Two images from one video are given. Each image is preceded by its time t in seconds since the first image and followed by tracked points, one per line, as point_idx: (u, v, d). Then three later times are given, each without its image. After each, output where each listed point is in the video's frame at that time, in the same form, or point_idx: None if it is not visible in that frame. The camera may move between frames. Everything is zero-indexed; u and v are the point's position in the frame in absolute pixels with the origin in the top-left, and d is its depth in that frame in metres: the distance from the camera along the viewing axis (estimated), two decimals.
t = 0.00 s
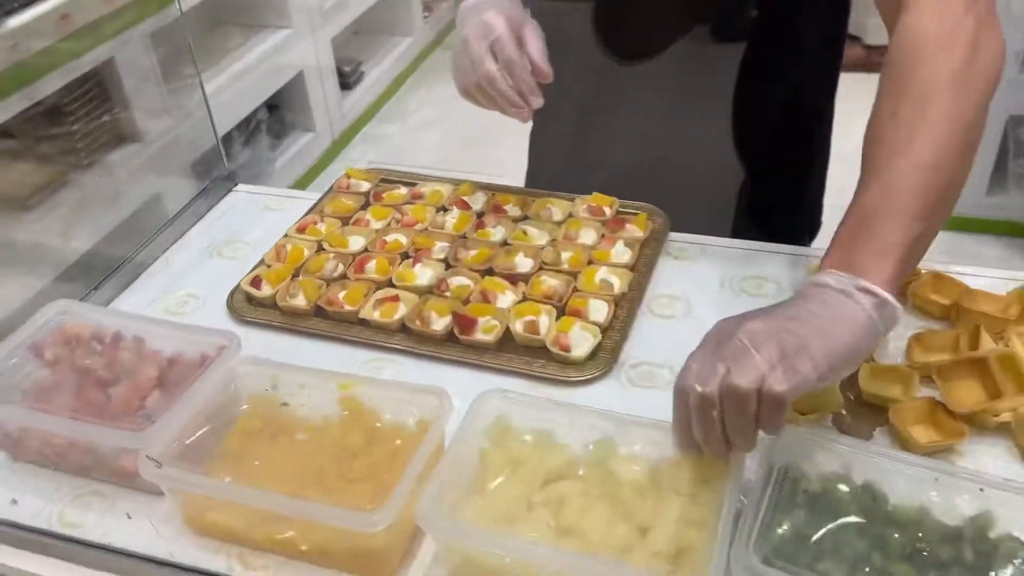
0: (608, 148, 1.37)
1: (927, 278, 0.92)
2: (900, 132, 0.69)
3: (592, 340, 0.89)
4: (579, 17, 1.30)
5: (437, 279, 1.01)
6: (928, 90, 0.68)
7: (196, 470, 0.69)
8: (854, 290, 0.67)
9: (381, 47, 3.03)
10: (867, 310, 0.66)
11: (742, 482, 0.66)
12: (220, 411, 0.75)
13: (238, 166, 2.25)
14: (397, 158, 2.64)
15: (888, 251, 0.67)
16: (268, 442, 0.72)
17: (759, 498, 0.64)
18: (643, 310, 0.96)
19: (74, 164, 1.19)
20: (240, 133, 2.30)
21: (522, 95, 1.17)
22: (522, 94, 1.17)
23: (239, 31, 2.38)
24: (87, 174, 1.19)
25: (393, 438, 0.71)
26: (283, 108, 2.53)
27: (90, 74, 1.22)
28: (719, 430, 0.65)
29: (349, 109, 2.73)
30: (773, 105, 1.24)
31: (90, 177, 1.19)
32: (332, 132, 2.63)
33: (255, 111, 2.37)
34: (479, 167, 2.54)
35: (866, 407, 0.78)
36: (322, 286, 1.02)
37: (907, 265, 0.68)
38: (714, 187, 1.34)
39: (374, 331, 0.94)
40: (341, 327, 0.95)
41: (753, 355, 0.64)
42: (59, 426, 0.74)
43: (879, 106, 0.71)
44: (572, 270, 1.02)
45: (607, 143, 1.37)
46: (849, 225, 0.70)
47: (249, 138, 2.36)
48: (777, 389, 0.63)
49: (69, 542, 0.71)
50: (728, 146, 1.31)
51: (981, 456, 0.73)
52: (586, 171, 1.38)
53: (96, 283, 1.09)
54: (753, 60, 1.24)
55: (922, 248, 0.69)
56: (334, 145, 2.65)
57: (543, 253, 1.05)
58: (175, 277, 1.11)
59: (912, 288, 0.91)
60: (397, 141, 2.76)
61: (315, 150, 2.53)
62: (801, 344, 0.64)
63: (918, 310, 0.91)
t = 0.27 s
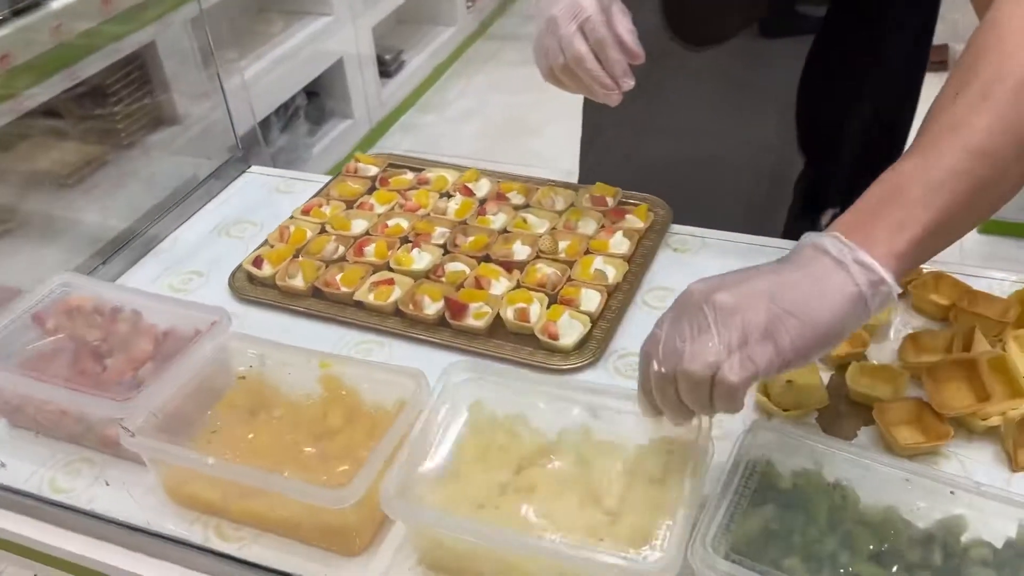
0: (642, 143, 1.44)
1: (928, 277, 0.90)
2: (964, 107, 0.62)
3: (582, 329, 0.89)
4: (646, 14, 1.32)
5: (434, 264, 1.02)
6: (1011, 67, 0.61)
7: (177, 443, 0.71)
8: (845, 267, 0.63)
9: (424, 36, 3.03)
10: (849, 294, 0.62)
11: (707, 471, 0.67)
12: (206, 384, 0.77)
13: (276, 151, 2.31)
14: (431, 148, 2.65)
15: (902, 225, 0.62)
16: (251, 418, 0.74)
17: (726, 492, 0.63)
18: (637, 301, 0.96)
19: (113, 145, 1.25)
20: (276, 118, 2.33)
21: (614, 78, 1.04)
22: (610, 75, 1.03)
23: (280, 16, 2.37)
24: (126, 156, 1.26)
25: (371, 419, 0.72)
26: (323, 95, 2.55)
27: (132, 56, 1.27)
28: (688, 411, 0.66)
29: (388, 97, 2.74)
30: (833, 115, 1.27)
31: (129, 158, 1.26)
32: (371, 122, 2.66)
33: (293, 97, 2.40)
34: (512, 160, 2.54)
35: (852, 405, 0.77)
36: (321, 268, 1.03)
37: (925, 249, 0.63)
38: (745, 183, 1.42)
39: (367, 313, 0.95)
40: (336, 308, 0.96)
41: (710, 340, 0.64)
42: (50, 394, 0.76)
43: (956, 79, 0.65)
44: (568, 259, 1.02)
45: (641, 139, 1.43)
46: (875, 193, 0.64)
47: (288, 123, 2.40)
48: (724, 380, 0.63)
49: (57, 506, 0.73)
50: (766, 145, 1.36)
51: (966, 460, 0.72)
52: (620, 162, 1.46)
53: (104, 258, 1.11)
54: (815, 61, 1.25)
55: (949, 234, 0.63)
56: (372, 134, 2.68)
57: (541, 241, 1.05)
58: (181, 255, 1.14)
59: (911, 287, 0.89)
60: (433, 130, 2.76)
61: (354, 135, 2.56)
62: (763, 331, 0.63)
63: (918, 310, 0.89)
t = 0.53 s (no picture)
0: (665, 141, 1.40)
1: (933, 284, 0.87)
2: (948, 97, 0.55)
3: (572, 329, 0.88)
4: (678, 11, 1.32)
5: (428, 260, 1.01)
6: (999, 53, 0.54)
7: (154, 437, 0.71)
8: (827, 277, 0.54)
9: (451, 29, 3.01)
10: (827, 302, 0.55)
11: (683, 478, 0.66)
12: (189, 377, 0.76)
13: (299, 143, 2.33)
14: (453, 142, 2.63)
15: (881, 231, 0.54)
16: (232, 411, 0.74)
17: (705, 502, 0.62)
18: (632, 301, 0.94)
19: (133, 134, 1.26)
20: (300, 109, 2.34)
21: (613, 83, 1.02)
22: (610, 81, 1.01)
23: (306, 8, 2.36)
24: (149, 147, 1.26)
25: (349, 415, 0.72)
26: (348, 86, 2.56)
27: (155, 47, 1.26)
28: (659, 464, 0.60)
29: (413, 90, 2.73)
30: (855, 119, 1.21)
31: (152, 149, 1.26)
32: (396, 113, 2.66)
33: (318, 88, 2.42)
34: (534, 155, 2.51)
35: (844, 413, 0.76)
36: (315, 261, 1.02)
37: (902, 259, 0.56)
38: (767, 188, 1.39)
39: (358, 308, 0.94)
40: (328, 303, 0.96)
41: (685, 364, 0.53)
42: (32, 384, 0.75)
43: (937, 63, 0.58)
44: (564, 258, 1.01)
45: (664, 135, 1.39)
46: (849, 190, 0.57)
47: (311, 115, 2.42)
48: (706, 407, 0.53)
49: (38, 495, 0.73)
50: (792, 146, 1.34)
51: (960, 475, 0.69)
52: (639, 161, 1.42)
53: (102, 248, 1.12)
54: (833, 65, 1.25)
55: (927, 243, 0.56)
56: (397, 126, 2.67)
57: (537, 238, 1.03)
58: (179, 246, 1.14)
59: (915, 293, 0.87)
60: (457, 124, 2.74)
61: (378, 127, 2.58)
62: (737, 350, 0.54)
63: (920, 318, 0.87)
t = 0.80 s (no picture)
0: (682, 145, 1.31)
1: (933, 297, 0.87)
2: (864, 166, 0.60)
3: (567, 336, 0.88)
4: (695, 13, 1.23)
5: (427, 264, 1.02)
6: (911, 122, 0.58)
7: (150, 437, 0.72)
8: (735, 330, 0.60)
9: (471, 26, 3.00)
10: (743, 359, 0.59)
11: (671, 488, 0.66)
12: (185, 378, 0.77)
13: (316, 140, 2.35)
14: (470, 140, 2.62)
15: (803, 295, 0.59)
16: (225, 412, 0.75)
17: (689, 513, 0.62)
18: (630, 309, 0.94)
19: (150, 130, 1.33)
20: (317, 107, 2.36)
21: (599, 68, 1.04)
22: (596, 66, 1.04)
23: (324, 5, 2.37)
24: (165, 141, 1.32)
25: (341, 419, 0.72)
26: (366, 84, 2.57)
27: (173, 44, 1.35)
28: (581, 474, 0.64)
29: (430, 89, 2.74)
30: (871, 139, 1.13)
31: (168, 142, 1.32)
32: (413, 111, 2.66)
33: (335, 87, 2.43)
34: (549, 154, 2.49)
35: (837, 425, 0.75)
36: (315, 263, 1.03)
37: (829, 319, 0.60)
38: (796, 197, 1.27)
39: (355, 311, 0.95)
40: (326, 305, 0.96)
41: (599, 379, 0.58)
42: (31, 381, 0.77)
43: (860, 131, 0.62)
44: (562, 264, 1.01)
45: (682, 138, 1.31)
46: (777, 256, 0.62)
47: (328, 113, 2.44)
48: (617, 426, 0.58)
49: (35, 491, 0.74)
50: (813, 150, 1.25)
51: (953, 492, 0.69)
52: (655, 166, 1.34)
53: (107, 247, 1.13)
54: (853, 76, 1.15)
55: (854, 300, 0.60)
56: (413, 124, 2.68)
57: (537, 244, 1.04)
58: (182, 246, 1.14)
59: (915, 305, 0.86)
60: (475, 122, 2.72)
61: (395, 125, 2.58)
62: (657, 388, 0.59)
63: (919, 330, 0.86)
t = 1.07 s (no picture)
0: (697, 146, 1.26)
1: (942, 304, 0.86)
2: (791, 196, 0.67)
3: (571, 339, 0.87)
4: (711, 10, 1.16)
5: (434, 264, 1.03)
6: (826, 151, 0.66)
7: (153, 436, 0.73)
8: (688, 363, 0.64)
9: (489, 25, 3.00)
10: (696, 395, 0.63)
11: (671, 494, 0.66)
12: (190, 377, 0.78)
13: (332, 139, 2.36)
14: (485, 139, 2.62)
15: (749, 316, 0.64)
16: (229, 411, 0.75)
17: (692, 518, 0.61)
18: (635, 313, 0.94)
19: (168, 126, 1.34)
20: (333, 105, 2.37)
21: (574, 79, 1.07)
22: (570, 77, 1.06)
23: (341, 4, 2.37)
24: (181, 139, 1.33)
25: (344, 420, 0.72)
26: (382, 82, 2.57)
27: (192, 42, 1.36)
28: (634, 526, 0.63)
29: (446, 88, 2.74)
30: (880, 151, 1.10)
31: (183, 140, 1.33)
32: (428, 111, 2.67)
33: (350, 85, 2.44)
34: (563, 155, 2.48)
35: (842, 433, 0.75)
36: (323, 263, 1.04)
37: (775, 337, 0.65)
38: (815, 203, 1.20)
39: (360, 310, 0.95)
40: (332, 304, 0.96)
41: (570, 411, 0.64)
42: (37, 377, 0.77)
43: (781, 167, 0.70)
44: (569, 266, 1.01)
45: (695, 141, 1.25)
46: (719, 288, 0.67)
47: (343, 111, 2.45)
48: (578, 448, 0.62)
49: (40, 486, 0.75)
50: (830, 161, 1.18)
51: (957, 503, 0.68)
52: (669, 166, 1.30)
53: (117, 243, 1.13)
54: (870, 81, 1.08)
55: (796, 317, 0.65)
56: (429, 123, 2.68)
57: (543, 246, 1.04)
58: (192, 244, 1.15)
59: (924, 312, 0.85)
60: (490, 122, 2.72)
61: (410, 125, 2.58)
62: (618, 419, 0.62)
63: (927, 337, 0.85)
